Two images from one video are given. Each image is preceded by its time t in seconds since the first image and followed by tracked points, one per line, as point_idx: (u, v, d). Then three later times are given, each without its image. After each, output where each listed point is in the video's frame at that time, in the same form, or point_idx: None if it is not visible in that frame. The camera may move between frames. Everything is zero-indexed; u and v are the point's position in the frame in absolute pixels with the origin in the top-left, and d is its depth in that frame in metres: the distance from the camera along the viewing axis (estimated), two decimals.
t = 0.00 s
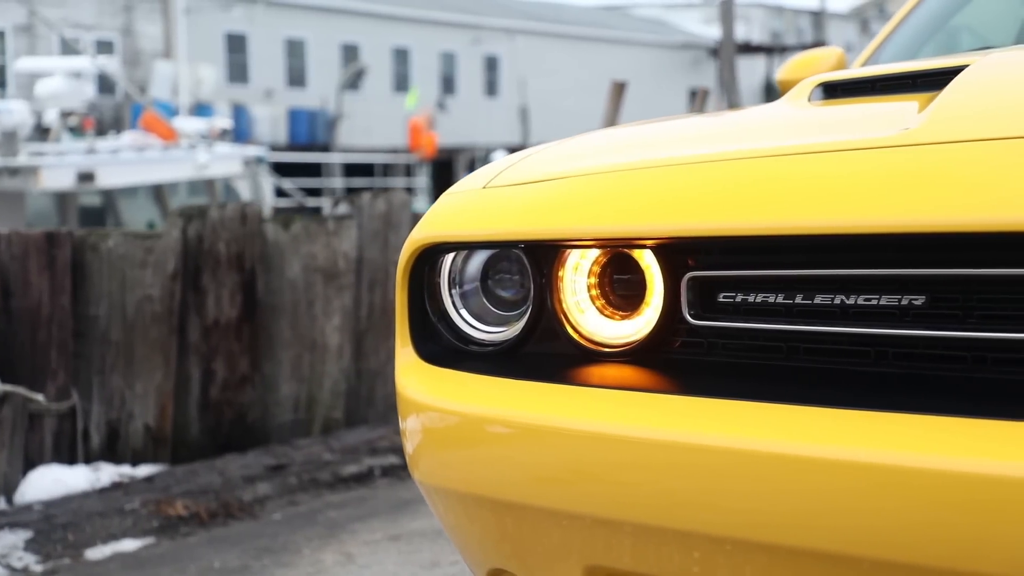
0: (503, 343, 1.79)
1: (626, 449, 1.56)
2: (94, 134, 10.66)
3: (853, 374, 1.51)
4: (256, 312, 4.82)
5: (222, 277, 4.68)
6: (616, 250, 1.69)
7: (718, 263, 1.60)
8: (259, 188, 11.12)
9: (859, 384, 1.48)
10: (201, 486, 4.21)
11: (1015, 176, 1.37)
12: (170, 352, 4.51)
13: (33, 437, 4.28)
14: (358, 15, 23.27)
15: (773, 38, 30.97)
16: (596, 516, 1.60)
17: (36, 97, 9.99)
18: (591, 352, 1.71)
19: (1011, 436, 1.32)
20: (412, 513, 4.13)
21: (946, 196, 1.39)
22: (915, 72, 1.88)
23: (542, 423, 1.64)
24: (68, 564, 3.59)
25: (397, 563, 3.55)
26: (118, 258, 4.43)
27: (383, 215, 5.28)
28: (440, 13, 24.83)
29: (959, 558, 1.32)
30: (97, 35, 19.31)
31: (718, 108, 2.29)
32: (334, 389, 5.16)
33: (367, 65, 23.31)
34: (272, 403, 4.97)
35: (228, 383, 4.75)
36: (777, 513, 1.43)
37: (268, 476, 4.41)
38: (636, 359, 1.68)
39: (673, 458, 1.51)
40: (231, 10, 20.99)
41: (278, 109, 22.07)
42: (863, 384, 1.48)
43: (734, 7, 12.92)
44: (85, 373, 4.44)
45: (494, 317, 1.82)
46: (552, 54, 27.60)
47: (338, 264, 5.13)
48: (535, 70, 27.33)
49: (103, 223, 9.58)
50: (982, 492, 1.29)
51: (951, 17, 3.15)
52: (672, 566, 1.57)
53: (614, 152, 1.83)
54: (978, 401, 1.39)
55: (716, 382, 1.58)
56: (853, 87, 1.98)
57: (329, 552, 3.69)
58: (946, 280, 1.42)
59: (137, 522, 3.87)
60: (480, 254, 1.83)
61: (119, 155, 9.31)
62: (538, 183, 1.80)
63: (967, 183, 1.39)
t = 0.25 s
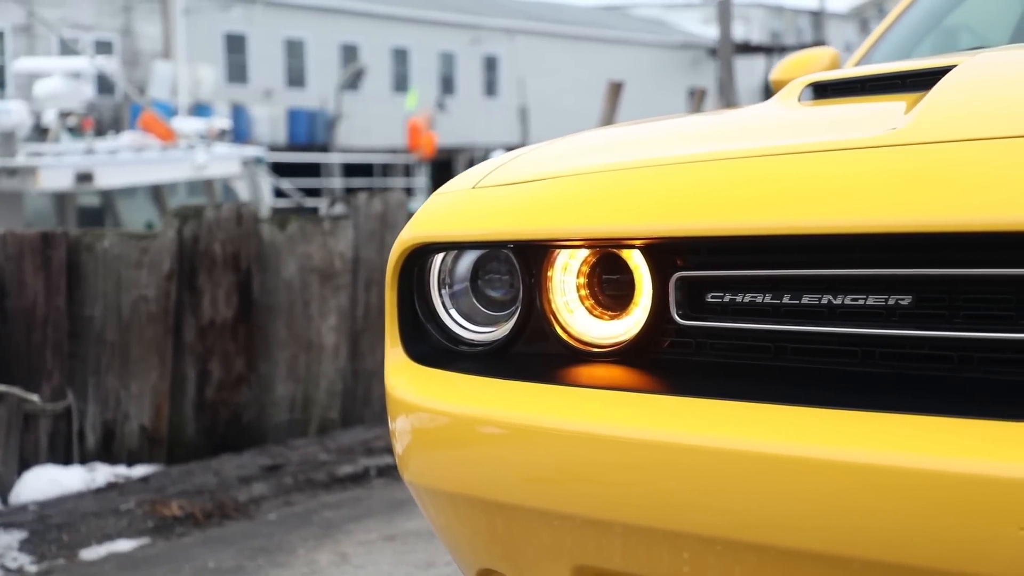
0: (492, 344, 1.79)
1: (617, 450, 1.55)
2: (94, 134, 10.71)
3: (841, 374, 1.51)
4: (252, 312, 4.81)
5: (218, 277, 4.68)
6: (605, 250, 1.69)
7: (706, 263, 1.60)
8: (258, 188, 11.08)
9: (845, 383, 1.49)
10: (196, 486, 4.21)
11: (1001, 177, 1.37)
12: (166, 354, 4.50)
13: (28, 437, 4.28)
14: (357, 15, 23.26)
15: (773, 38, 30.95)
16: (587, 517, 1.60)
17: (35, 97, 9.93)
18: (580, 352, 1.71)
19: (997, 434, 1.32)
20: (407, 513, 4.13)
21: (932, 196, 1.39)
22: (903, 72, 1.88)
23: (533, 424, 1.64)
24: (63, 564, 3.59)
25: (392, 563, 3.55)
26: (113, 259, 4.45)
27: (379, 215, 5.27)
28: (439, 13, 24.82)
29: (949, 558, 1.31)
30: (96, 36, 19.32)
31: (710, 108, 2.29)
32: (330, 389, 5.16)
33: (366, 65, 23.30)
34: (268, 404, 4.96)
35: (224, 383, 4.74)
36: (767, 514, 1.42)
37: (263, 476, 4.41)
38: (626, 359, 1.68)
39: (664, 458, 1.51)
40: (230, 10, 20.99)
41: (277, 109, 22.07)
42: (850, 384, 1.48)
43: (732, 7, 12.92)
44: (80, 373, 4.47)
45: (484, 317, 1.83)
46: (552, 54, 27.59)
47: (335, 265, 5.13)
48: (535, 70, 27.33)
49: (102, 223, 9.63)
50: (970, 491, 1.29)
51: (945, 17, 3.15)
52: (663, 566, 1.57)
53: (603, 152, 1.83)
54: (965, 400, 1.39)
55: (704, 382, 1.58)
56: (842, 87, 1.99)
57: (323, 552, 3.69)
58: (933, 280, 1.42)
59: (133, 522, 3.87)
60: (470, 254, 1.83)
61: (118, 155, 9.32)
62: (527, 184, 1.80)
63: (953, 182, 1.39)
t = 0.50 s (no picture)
0: (482, 344, 1.79)
1: (606, 450, 1.55)
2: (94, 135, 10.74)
3: (829, 374, 1.51)
4: (248, 312, 4.81)
5: (214, 277, 4.68)
6: (594, 250, 1.70)
7: (695, 263, 1.60)
8: (257, 188, 10.98)
9: (832, 383, 1.49)
10: (192, 486, 4.22)
11: (987, 177, 1.37)
12: (161, 354, 4.51)
13: (23, 438, 4.29)
14: (356, 15, 23.26)
15: (773, 38, 30.93)
16: (578, 517, 1.60)
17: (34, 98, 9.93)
18: (569, 352, 1.71)
19: (984, 434, 1.32)
20: (402, 513, 4.13)
21: (918, 196, 1.39)
22: (892, 72, 1.89)
23: (524, 424, 1.64)
24: (58, 565, 3.59)
25: (387, 564, 3.55)
26: (109, 259, 4.46)
27: (375, 216, 5.30)
28: (438, 13, 24.81)
29: (937, 558, 1.31)
30: (95, 36, 19.34)
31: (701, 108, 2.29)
32: (326, 390, 5.16)
33: (365, 65, 23.30)
34: (264, 404, 4.96)
35: (220, 383, 4.73)
36: (756, 514, 1.43)
37: (259, 476, 4.42)
38: (615, 359, 1.68)
39: (653, 459, 1.51)
40: (229, 10, 20.99)
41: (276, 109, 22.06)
42: (838, 383, 1.49)
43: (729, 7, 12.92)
44: (76, 374, 4.45)
45: (474, 317, 1.83)
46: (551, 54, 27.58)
47: (331, 265, 5.13)
48: (534, 70, 27.31)
49: (101, 224, 9.67)
50: (957, 491, 1.29)
51: (941, 15, 3.15)
52: (654, 566, 1.57)
53: (593, 152, 1.83)
54: (952, 399, 1.39)
55: (692, 382, 1.59)
56: (832, 87, 1.99)
57: (318, 553, 3.69)
58: (920, 280, 1.43)
59: (128, 523, 3.87)
60: (460, 254, 1.83)
61: (116, 155, 9.33)
62: (517, 184, 1.80)
63: (939, 182, 1.39)
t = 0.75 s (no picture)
0: (471, 344, 1.79)
1: (596, 450, 1.55)
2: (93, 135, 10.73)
3: (816, 374, 1.51)
4: (244, 312, 4.81)
5: (210, 278, 4.67)
6: (583, 250, 1.70)
7: (683, 263, 1.61)
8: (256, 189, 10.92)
9: (819, 383, 1.49)
10: (187, 487, 4.22)
11: (973, 176, 1.37)
12: (157, 354, 4.50)
13: (18, 438, 4.32)
14: (355, 15, 23.26)
15: (772, 37, 30.90)
16: (568, 517, 1.60)
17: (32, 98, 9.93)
18: (557, 352, 1.71)
19: (969, 433, 1.32)
20: (397, 513, 4.12)
21: (904, 196, 1.39)
22: (881, 72, 1.89)
23: (514, 424, 1.64)
24: (53, 565, 3.59)
25: (381, 564, 3.55)
26: (104, 259, 4.47)
27: (372, 216, 5.28)
28: (437, 13, 24.81)
29: (925, 558, 1.31)
30: (94, 36, 19.37)
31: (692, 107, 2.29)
32: (323, 390, 5.16)
33: (364, 65, 23.29)
34: (261, 404, 4.95)
35: (216, 384, 4.72)
36: (744, 514, 1.42)
37: (254, 476, 4.42)
38: (604, 359, 1.69)
39: (642, 459, 1.51)
40: (228, 10, 21.00)
41: (276, 110, 22.06)
42: (825, 383, 1.49)
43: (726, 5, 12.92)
44: (71, 374, 4.46)
45: (463, 317, 1.83)
46: (550, 53, 27.56)
47: (327, 265, 5.14)
48: (533, 70, 27.30)
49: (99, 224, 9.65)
50: (944, 490, 1.29)
51: (934, 15, 3.15)
52: (644, 567, 1.57)
53: (582, 152, 1.83)
54: (938, 399, 1.39)
55: (680, 382, 1.59)
56: (822, 86, 1.99)
57: (313, 553, 3.69)
58: (906, 280, 1.43)
59: (123, 523, 3.87)
60: (449, 254, 1.83)
61: (114, 156, 9.37)
62: (506, 183, 1.80)
63: (926, 181, 1.39)
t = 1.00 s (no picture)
0: (460, 344, 1.79)
1: (585, 450, 1.55)
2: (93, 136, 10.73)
3: (802, 374, 1.51)
4: (239, 312, 4.81)
5: (205, 278, 4.68)
6: (571, 250, 1.70)
7: (671, 263, 1.61)
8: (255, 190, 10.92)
9: (806, 383, 1.49)
10: (182, 487, 4.23)
11: (959, 176, 1.37)
12: (152, 355, 4.50)
13: (13, 438, 4.33)
14: (354, 15, 23.25)
15: (772, 37, 30.89)
16: (557, 517, 1.60)
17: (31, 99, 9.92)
18: (545, 352, 1.71)
19: (954, 433, 1.32)
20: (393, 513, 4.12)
21: (890, 196, 1.39)
22: (870, 72, 1.89)
23: (503, 425, 1.63)
24: (47, 565, 3.59)
25: (375, 564, 3.55)
26: (100, 259, 4.46)
27: (368, 215, 5.28)
28: (436, 13, 24.82)
29: (912, 558, 1.31)
30: (94, 36, 19.39)
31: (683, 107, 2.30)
32: (319, 390, 5.16)
33: (364, 65, 23.29)
34: (256, 405, 4.95)
35: (212, 384, 4.72)
36: (732, 514, 1.42)
37: (249, 477, 4.43)
38: (592, 359, 1.69)
39: (631, 459, 1.51)
40: (227, 11, 21.01)
41: (275, 110, 22.06)
42: (811, 383, 1.49)
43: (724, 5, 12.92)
44: (66, 374, 4.45)
45: (452, 317, 1.83)
46: (550, 53, 27.56)
47: (323, 265, 5.15)
48: (533, 70, 27.29)
49: (98, 224, 9.63)
50: (930, 490, 1.29)
51: (927, 16, 3.15)
52: (633, 567, 1.57)
53: (571, 152, 1.84)
54: (924, 398, 1.39)
55: (668, 382, 1.59)
56: (811, 86, 1.99)
57: (307, 553, 3.69)
58: (892, 280, 1.43)
59: (117, 523, 3.87)
60: (439, 254, 1.83)
61: (113, 156, 9.38)
62: (495, 184, 1.80)
63: (912, 181, 1.39)
